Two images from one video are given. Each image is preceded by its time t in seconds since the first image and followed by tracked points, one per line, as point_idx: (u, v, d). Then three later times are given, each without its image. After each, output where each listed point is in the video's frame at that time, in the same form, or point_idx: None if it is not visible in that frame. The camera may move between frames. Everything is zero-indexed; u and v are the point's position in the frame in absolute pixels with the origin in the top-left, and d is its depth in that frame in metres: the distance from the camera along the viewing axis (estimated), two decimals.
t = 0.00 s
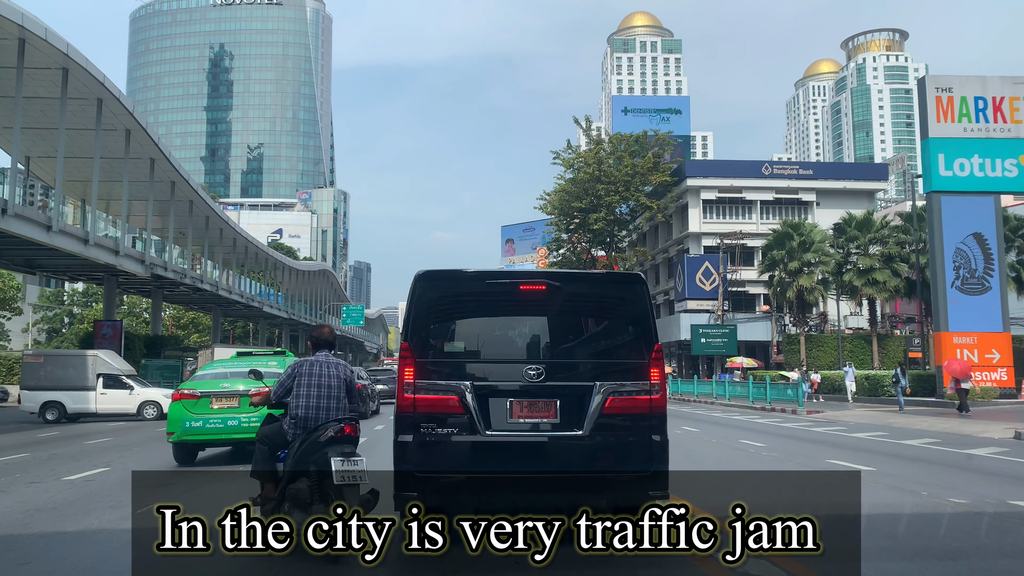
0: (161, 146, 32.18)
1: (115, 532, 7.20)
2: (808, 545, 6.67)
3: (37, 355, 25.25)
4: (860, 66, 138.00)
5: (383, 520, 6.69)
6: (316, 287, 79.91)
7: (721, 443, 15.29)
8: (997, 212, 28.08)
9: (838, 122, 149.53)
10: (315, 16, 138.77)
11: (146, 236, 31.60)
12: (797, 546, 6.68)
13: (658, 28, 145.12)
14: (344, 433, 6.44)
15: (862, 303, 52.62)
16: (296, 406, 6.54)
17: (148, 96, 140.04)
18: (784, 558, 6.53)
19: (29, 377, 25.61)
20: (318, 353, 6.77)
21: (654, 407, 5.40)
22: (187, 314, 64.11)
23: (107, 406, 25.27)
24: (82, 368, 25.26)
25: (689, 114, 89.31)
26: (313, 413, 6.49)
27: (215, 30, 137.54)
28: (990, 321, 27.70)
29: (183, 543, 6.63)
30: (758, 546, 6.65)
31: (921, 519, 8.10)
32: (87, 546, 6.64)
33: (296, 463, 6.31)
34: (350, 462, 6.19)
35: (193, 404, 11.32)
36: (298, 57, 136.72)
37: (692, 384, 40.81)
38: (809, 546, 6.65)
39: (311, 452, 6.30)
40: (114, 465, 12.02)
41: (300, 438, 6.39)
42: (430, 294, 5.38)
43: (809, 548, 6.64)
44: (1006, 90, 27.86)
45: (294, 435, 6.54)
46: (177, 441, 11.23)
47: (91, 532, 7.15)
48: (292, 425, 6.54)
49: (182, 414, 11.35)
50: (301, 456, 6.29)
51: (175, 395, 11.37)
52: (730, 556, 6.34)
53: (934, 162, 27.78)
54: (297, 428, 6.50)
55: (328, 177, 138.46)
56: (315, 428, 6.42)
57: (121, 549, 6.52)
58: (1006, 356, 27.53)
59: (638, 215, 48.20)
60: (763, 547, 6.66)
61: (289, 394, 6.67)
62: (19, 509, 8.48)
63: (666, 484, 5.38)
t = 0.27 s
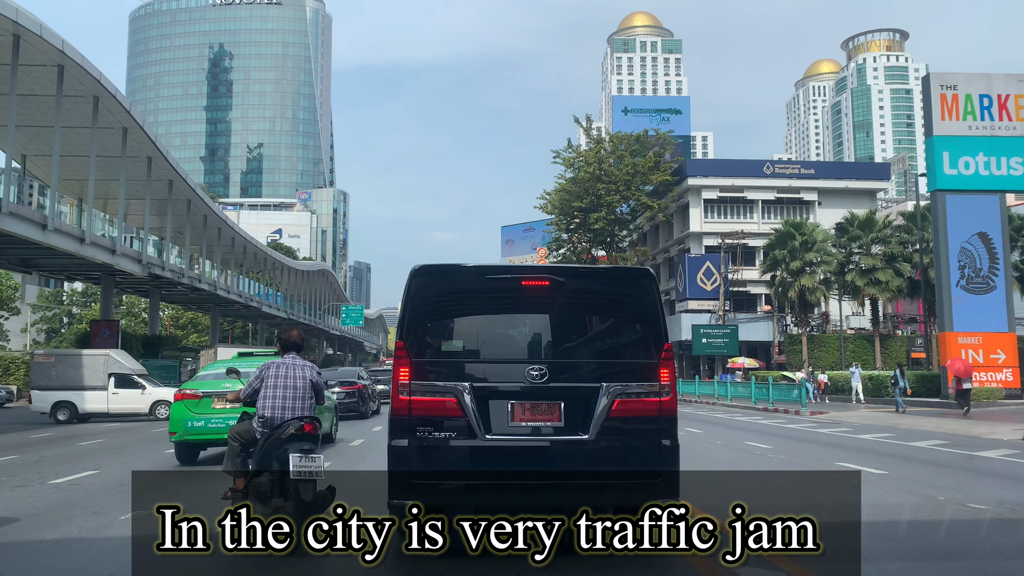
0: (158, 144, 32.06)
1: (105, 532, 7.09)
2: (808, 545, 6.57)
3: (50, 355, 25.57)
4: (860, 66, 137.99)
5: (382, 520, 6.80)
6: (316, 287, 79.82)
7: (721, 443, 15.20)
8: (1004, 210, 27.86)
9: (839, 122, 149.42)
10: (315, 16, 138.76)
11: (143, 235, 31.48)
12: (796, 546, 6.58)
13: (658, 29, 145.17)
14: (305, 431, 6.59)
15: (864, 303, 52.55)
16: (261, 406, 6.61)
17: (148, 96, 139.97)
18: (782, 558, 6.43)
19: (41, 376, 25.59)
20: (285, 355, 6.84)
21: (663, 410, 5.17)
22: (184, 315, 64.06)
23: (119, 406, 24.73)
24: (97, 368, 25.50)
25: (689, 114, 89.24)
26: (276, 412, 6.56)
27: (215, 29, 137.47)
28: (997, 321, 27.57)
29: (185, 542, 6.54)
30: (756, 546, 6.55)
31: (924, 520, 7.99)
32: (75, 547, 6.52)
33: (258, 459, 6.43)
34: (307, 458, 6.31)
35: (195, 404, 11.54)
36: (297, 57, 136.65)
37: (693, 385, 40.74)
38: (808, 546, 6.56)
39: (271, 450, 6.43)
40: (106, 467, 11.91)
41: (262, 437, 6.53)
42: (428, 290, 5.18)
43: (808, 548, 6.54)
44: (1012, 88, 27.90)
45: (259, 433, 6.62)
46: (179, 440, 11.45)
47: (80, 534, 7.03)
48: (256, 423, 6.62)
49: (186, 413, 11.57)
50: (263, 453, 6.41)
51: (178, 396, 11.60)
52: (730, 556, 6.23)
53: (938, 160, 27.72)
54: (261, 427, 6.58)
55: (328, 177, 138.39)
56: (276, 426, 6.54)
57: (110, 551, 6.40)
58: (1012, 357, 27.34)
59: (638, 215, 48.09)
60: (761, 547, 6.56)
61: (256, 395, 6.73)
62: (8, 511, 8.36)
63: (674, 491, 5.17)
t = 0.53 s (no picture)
0: (156, 142, 31.97)
1: (94, 534, 6.97)
2: (806, 545, 6.51)
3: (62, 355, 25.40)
4: (861, 66, 137.90)
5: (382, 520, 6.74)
6: (315, 286, 79.75)
7: (721, 443, 15.09)
8: (1009, 208, 27.62)
9: (840, 122, 149.32)
10: (315, 16, 138.68)
11: (141, 233, 31.38)
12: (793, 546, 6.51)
13: (659, 28, 145.14)
14: (273, 427, 6.86)
15: (865, 302, 52.50)
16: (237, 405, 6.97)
17: (148, 96, 140.00)
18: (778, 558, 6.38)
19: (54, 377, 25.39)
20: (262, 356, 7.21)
21: (674, 411, 4.93)
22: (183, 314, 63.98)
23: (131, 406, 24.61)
24: (111, 369, 25.37)
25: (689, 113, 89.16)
26: (249, 410, 6.89)
27: (214, 28, 137.43)
28: (1003, 321, 27.41)
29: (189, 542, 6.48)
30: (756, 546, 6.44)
31: (928, 520, 7.84)
32: (63, 549, 6.40)
33: (231, 455, 6.80)
34: (273, 452, 6.61)
35: (197, 403, 11.79)
36: (297, 56, 136.61)
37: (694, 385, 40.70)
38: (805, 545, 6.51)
39: (243, 445, 6.77)
40: (99, 468, 11.79)
41: (237, 433, 6.86)
42: (424, 286, 4.91)
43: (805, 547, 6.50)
44: (1017, 85, 28.01)
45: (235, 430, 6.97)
46: (181, 439, 11.71)
47: (68, 535, 6.90)
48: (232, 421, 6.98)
49: (188, 412, 11.83)
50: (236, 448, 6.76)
51: (180, 395, 11.87)
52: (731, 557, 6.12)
53: (943, 158, 27.60)
54: (236, 424, 6.93)
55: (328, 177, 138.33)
56: (250, 424, 6.87)
57: (99, 553, 6.27)
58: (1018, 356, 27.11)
59: (639, 214, 48.05)
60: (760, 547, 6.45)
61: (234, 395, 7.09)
62: None
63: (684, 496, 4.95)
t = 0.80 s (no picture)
0: (154, 140, 31.85)
1: (80, 536, 6.72)
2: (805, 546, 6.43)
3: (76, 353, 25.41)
4: (862, 65, 137.72)
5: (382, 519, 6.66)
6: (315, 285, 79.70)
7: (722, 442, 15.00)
8: (1014, 206, 27.55)
9: (841, 121, 149.16)
10: (315, 15, 138.52)
11: (139, 231, 31.28)
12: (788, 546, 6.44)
13: (659, 28, 145.07)
14: (250, 424, 7.01)
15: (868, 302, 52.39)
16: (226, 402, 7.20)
17: (148, 95, 139.88)
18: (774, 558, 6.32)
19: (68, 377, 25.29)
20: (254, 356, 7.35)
21: (684, 413, 4.79)
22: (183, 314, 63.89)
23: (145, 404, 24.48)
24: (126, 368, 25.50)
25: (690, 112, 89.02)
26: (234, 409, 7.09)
27: (214, 28, 137.30)
28: (1008, 320, 27.39)
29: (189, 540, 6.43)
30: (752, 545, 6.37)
31: (938, 521, 7.67)
32: (44, 552, 6.14)
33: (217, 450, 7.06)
34: (247, 450, 6.77)
35: (201, 403, 11.76)
36: (297, 56, 136.48)
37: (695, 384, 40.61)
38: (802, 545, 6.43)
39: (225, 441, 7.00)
40: (95, 468, 11.71)
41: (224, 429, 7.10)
42: (423, 282, 4.78)
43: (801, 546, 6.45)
44: (1021, 82, 27.83)
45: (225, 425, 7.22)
46: (185, 437, 11.71)
47: (52, 538, 6.65)
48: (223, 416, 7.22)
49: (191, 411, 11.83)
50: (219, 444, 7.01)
51: (184, 394, 11.85)
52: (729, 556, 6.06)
53: (947, 156, 27.49)
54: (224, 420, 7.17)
55: (328, 176, 138.30)
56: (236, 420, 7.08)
57: (83, 556, 6.03)
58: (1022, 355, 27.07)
59: (640, 213, 47.94)
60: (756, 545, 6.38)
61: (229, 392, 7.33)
62: None
63: (693, 498, 4.81)
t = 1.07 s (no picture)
0: (153, 138, 31.77)
1: (67, 541, 6.53)
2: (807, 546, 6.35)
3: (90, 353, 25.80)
4: (863, 65, 137.66)
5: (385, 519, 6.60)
6: (315, 285, 79.65)
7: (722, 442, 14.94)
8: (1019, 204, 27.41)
9: (841, 120, 149.12)
10: (315, 14, 138.46)
11: (137, 229, 31.23)
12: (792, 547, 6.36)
13: (660, 27, 145.11)
14: (246, 421, 7.55)
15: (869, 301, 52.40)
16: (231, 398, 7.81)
17: (148, 94, 139.84)
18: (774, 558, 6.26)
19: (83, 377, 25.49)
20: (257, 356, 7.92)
21: (693, 414, 4.73)
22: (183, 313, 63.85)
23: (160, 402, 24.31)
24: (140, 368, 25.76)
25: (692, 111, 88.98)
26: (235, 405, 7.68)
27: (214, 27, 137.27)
28: (1013, 318, 27.35)
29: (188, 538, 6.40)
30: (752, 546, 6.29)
31: (947, 522, 7.52)
32: (28, 558, 5.95)
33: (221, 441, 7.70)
34: (239, 444, 7.36)
35: (203, 402, 11.84)
36: (297, 55, 136.41)
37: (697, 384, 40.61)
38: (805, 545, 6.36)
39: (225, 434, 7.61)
40: (90, 469, 11.63)
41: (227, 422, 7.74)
42: (422, 278, 4.72)
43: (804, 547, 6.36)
44: None
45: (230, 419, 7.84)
46: (188, 436, 11.79)
47: (38, 543, 6.46)
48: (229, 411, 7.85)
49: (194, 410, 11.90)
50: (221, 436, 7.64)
51: (187, 394, 11.92)
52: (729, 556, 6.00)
53: (951, 153, 27.42)
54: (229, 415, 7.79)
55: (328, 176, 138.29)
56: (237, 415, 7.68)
57: (69, 561, 5.84)
58: None
59: (640, 212, 47.92)
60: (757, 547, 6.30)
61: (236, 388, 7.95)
62: None
63: (696, 499, 4.72)
